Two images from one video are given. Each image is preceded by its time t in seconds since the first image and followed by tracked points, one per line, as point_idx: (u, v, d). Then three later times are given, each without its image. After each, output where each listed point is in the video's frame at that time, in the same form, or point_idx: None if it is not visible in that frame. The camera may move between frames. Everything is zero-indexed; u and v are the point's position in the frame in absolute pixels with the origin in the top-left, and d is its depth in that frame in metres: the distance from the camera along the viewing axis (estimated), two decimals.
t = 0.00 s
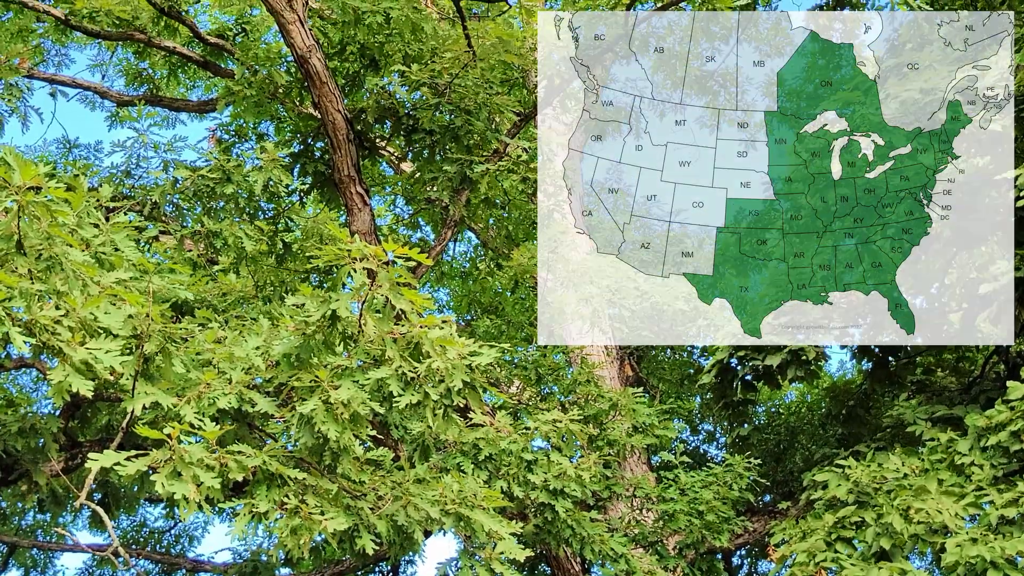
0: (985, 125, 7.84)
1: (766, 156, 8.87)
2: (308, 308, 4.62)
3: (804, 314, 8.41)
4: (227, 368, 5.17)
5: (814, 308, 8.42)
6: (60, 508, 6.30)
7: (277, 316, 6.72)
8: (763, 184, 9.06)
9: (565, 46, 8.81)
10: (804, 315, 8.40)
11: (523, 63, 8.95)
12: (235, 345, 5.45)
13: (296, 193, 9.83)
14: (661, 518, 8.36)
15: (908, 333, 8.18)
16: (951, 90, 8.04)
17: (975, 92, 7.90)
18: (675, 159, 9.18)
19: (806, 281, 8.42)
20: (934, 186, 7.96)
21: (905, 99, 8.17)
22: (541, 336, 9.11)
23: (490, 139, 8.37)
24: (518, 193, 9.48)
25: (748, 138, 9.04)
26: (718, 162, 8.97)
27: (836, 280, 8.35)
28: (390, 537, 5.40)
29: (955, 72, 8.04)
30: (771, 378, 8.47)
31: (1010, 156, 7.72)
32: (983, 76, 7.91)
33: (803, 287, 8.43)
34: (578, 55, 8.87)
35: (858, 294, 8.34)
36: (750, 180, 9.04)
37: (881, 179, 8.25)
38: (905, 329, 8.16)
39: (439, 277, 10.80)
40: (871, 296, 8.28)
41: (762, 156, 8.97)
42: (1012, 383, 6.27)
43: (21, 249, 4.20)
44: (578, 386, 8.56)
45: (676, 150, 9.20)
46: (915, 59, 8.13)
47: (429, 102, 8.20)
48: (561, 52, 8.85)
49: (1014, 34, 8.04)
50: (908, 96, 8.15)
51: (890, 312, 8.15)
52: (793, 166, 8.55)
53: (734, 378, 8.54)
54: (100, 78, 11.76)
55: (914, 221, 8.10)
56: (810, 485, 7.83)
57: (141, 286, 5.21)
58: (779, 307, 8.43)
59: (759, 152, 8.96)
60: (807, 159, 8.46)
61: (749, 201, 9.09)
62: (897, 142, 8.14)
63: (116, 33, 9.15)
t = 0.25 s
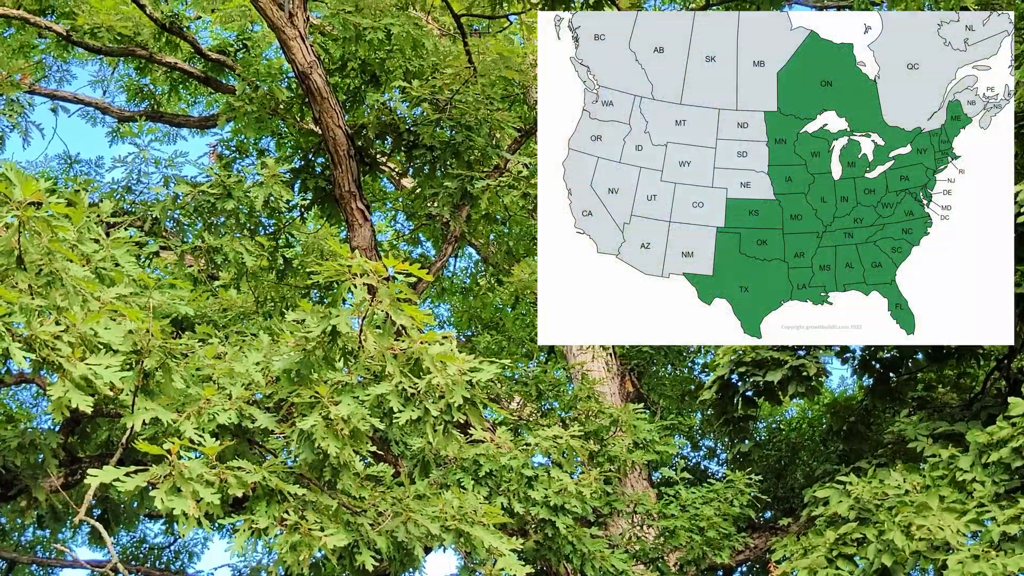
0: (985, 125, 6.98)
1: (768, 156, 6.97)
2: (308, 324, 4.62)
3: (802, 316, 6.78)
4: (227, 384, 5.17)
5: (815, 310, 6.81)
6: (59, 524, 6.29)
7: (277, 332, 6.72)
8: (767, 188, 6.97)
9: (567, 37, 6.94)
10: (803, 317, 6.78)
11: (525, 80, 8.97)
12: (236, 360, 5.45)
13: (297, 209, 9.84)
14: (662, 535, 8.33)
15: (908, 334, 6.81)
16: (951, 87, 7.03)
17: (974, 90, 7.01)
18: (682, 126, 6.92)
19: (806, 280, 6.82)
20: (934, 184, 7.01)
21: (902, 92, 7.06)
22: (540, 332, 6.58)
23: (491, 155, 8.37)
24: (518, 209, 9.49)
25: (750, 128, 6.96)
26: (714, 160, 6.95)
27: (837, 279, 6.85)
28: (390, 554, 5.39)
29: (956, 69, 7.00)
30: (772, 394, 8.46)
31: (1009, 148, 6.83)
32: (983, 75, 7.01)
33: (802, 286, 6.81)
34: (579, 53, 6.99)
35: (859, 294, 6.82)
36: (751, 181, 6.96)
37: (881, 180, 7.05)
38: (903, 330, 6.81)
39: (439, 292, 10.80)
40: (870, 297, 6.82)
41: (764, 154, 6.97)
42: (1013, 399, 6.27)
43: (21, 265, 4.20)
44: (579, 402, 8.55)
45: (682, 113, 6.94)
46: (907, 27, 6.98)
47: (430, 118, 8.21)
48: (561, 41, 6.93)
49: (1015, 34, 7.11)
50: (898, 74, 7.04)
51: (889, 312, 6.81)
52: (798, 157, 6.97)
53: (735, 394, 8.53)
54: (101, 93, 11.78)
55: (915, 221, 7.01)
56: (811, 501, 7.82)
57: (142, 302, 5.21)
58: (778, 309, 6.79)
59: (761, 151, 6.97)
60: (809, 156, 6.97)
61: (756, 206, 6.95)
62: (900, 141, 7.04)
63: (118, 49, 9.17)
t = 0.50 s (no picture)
0: (985, 125, 7.05)
1: (769, 156, 6.99)
2: (309, 343, 4.62)
3: (802, 316, 6.82)
4: (227, 403, 5.16)
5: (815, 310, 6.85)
6: (58, 543, 6.27)
7: (277, 350, 6.72)
8: (768, 187, 6.98)
9: (567, 37, 7.08)
10: (802, 316, 6.82)
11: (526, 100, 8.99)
12: (236, 379, 5.44)
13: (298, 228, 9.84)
14: (663, 554, 8.31)
15: (908, 334, 6.86)
16: (951, 87, 7.07)
17: (974, 90, 7.06)
18: (682, 126, 6.97)
19: (805, 280, 6.86)
20: (934, 184, 7.05)
21: (902, 92, 7.09)
22: (540, 332, 6.68)
23: (492, 174, 8.37)
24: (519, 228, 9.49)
25: (750, 128, 7.00)
26: (714, 160, 6.98)
27: (837, 279, 6.89)
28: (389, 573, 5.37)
29: (956, 69, 7.06)
30: (773, 413, 8.45)
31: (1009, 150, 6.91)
32: (982, 75, 7.08)
33: (802, 286, 6.85)
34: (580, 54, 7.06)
35: (859, 294, 6.86)
36: (751, 181, 6.97)
37: (881, 180, 7.07)
38: (903, 330, 6.85)
39: (440, 311, 10.80)
40: (870, 296, 6.86)
41: (764, 153, 6.99)
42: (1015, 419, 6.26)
43: (22, 283, 4.19)
44: (579, 421, 8.54)
45: (682, 113, 6.99)
46: (904, 26, 7.07)
47: (432, 137, 8.24)
48: (561, 42, 7.07)
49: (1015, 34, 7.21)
50: (899, 74, 7.08)
51: (888, 312, 6.84)
52: (799, 157, 6.98)
53: (736, 413, 8.50)
54: (102, 112, 11.81)
55: (915, 221, 7.04)
56: (813, 521, 7.80)
57: (142, 320, 5.21)
58: (778, 308, 6.82)
59: (761, 151, 6.99)
60: (809, 156, 6.99)
61: (756, 206, 6.96)
62: (900, 141, 7.06)
63: (119, 68, 9.19)
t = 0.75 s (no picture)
0: (985, 125, 6.69)
1: (769, 156, 6.63)
2: (310, 360, 4.61)
3: (802, 316, 6.45)
4: (228, 420, 5.16)
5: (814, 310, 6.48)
6: (58, 561, 6.25)
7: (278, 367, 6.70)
8: (767, 188, 6.63)
9: (567, 37, 6.75)
10: (802, 316, 6.45)
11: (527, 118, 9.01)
12: (237, 396, 5.44)
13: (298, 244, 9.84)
14: (665, 572, 8.28)
15: (908, 335, 6.49)
16: (951, 87, 6.71)
17: (974, 90, 6.70)
18: (682, 126, 6.64)
19: (806, 280, 6.49)
20: (934, 184, 6.68)
21: (902, 93, 6.72)
22: (540, 332, 6.33)
23: (493, 191, 8.34)
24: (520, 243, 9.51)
25: (750, 128, 6.64)
26: (714, 160, 6.64)
27: (837, 279, 6.52)
28: None
29: (956, 69, 6.69)
30: (774, 430, 8.43)
31: (1010, 149, 6.56)
32: (982, 76, 6.72)
33: (802, 286, 6.48)
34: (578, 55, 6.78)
35: (859, 294, 6.49)
36: (752, 181, 6.62)
37: (881, 180, 6.71)
38: (903, 330, 6.48)
39: (441, 328, 10.80)
40: (870, 297, 6.50)
41: (764, 153, 6.63)
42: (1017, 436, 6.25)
43: (23, 300, 4.19)
44: (581, 438, 8.53)
45: (682, 113, 6.65)
46: (905, 26, 6.70)
47: (433, 154, 8.25)
48: (561, 41, 6.74)
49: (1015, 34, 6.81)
50: (899, 74, 6.72)
51: (888, 312, 6.48)
52: (799, 158, 6.62)
53: (737, 431, 8.49)
54: (104, 128, 11.82)
55: (915, 221, 6.67)
56: (815, 538, 7.77)
57: (144, 337, 5.21)
58: (778, 309, 6.46)
59: (761, 151, 6.64)
60: (810, 156, 6.62)
61: (756, 206, 6.61)
62: (900, 141, 6.70)
63: (121, 85, 9.21)
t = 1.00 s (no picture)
0: (985, 125, 6.89)
1: (768, 156, 6.77)
2: (310, 382, 4.61)
3: (802, 316, 6.64)
4: (228, 441, 5.15)
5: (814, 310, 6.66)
6: None
7: (278, 388, 6.70)
8: (767, 187, 6.77)
9: (567, 37, 6.88)
10: (802, 317, 6.64)
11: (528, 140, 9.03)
12: (237, 417, 5.43)
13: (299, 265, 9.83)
14: None
15: (908, 334, 6.68)
16: (951, 87, 6.88)
17: (974, 90, 6.88)
18: (682, 126, 6.77)
19: (805, 280, 6.66)
20: (934, 184, 6.88)
21: (902, 93, 6.89)
22: (541, 331, 6.49)
23: (493, 213, 8.32)
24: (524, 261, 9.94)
25: (750, 128, 6.78)
26: (714, 160, 6.77)
27: (837, 279, 6.70)
28: None
29: (956, 69, 6.86)
30: (775, 452, 8.41)
31: (1009, 151, 6.77)
32: (982, 75, 6.90)
33: (802, 286, 6.65)
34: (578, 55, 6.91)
35: (859, 294, 6.68)
36: (752, 181, 6.76)
37: (881, 180, 6.89)
38: (903, 330, 6.67)
39: (441, 349, 10.80)
40: (870, 297, 6.68)
41: (764, 154, 6.77)
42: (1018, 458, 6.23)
43: (23, 321, 4.18)
44: (581, 460, 8.52)
45: (682, 113, 6.79)
46: (904, 27, 6.87)
47: (433, 175, 8.23)
48: (561, 41, 6.88)
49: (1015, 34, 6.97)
50: (898, 74, 6.89)
51: (888, 312, 6.66)
52: (798, 157, 6.77)
53: (738, 452, 8.47)
54: (105, 149, 11.84)
55: (915, 221, 6.86)
56: (816, 561, 7.75)
57: (143, 358, 5.21)
58: (778, 309, 6.64)
59: (761, 150, 6.78)
60: (809, 156, 6.78)
61: (756, 206, 6.75)
62: (900, 141, 6.87)
63: (123, 106, 9.23)
